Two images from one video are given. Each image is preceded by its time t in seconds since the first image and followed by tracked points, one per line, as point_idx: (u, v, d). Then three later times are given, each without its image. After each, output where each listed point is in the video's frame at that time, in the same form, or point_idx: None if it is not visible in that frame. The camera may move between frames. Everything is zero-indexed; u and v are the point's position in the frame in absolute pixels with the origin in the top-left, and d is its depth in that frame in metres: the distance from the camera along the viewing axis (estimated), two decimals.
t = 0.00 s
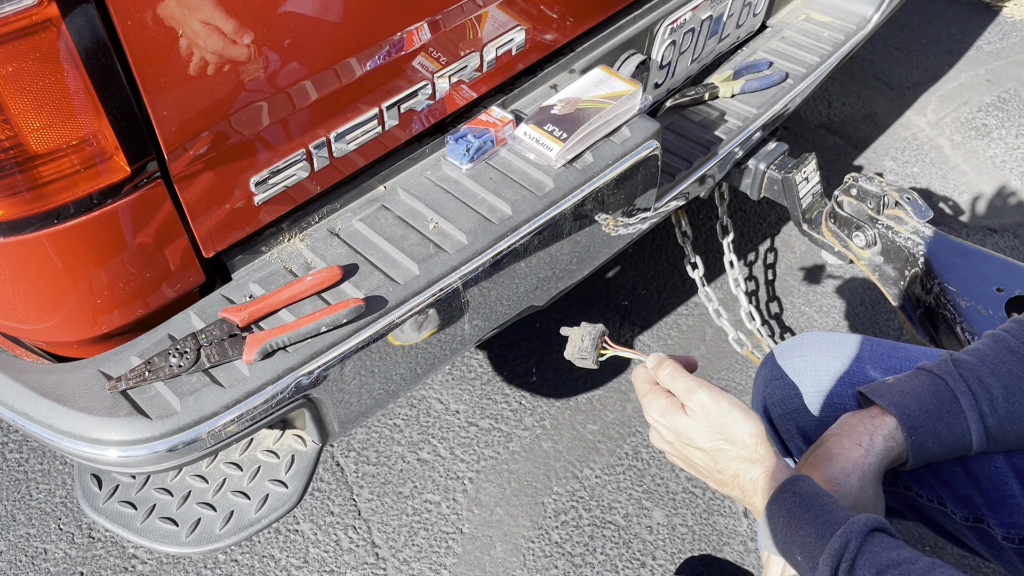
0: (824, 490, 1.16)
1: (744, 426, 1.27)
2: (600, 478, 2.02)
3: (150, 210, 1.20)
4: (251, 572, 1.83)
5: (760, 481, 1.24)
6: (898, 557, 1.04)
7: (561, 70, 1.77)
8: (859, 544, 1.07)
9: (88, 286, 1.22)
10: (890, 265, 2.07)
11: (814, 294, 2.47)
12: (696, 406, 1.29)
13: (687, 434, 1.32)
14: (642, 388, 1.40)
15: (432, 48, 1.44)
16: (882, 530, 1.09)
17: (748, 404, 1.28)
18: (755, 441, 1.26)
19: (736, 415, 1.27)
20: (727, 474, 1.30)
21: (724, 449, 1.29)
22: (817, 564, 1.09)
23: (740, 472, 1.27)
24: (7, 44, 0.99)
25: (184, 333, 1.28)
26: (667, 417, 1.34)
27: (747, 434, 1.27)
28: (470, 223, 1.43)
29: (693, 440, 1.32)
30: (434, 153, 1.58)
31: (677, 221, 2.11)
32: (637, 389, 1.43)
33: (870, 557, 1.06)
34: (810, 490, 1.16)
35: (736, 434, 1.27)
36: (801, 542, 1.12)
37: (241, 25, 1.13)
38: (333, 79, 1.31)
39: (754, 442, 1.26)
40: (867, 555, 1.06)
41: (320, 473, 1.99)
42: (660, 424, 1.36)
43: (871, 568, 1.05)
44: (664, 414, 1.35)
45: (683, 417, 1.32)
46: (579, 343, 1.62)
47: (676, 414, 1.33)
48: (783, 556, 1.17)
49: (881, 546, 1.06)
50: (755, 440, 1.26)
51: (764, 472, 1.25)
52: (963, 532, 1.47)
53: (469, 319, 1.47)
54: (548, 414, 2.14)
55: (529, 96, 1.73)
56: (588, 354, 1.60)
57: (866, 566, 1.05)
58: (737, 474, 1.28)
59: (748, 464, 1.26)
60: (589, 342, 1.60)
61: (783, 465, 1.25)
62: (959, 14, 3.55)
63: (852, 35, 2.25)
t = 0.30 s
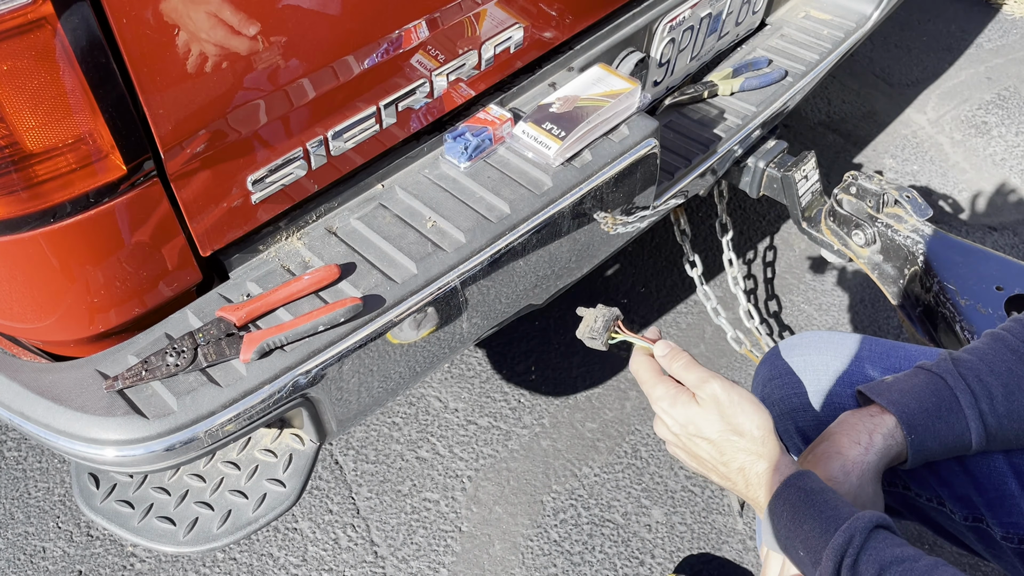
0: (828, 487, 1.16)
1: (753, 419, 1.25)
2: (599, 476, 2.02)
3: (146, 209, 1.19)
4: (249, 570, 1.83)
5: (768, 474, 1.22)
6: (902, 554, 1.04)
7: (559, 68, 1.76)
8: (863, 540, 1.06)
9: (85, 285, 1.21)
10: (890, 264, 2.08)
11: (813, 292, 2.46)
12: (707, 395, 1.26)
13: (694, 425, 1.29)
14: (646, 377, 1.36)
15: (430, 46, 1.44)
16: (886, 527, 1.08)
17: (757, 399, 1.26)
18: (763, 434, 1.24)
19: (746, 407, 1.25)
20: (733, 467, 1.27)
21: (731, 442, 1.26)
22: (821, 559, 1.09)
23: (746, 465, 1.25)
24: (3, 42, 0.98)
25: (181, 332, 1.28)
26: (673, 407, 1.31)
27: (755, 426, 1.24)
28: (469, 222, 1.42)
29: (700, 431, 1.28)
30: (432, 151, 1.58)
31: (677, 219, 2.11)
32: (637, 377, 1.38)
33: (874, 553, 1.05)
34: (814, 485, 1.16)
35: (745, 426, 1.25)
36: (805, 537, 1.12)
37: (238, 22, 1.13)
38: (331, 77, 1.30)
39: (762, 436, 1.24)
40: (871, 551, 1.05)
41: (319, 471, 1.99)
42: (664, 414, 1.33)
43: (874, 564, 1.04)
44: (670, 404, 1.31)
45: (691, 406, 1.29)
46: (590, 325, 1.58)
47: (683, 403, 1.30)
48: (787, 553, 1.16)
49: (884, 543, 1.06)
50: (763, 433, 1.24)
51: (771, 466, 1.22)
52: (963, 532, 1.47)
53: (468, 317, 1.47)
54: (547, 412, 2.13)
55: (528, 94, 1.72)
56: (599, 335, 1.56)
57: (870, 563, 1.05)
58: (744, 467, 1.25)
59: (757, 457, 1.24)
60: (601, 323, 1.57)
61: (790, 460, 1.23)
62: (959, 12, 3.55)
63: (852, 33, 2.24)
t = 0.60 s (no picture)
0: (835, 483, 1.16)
1: (757, 410, 1.24)
2: (600, 475, 2.01)
3: (144, 208, 1.18)
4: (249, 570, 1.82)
5: (776, 465, 1.21)
6: (906, 549, 1.04)
7: (561, 66, 1.75)
8: (869, 532, 1.07)
9: (83, 284, 1.21)
10: (892, 263, 2.07)
11: (815, 290, 2.46)
12: (712, 387, 1.26)
13: (700, 417, 1.27)
14: (644, 375, 1.35)
15: (431, 44, 1.43)
16: (891, 523, 1.09)
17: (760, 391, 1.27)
18: (769, 425, 1.24)
19: (752, 399, 1.25)
20: (739, 459, 1.24)
21: (738, 433, 1.24)
22: (825, 549, 1.09)
23: (753, 457, 1.23)
24: None
25: (180, 332, 1.27)
26: (677, 400, 1.29)
27: (761, 417, 1.24)
28: (469, 221, 1.42)
29: (705, 424, 1.26)
30: (433, 150, 1.57)
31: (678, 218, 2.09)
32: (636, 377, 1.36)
33: (879, 545, 1.05)
34: (820, 479, 1.16)
35: (751, 418, 1.24)
36: (809, 527, 1.12)
37: (237, 21, 1.12)
38: (331, 75, 1.29)
39: (767, 427, 1.24)
40: (876, 543, 1.06)
41: (319, 470, 1.98)
42: (668, 408, 1.30)
43: (878, 556, 1.04)
44: (674, 398, 1.29)
45: (696, 399, 1.27)
46: (595, 322, 1.56)
47: (688, 396, 1.28)
48: (790, 544, 1.16)
49: (890, 537, 1.06)
50: (769, 425, 1.24)
51: (778, 457, 1.22)
52: (965, 534, 1.46)
53: (468, 317, 1.46)
54: (548, 411, 2.13)
55: (529, 92, 1.71)
56: (603, 335, 1.55)
57: (874, 555, 1.05)
58: (751, 459, 1.23)
59: (764, 449, 1.22)
60: (607, 323, 1.55)
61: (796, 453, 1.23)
62: (961, 9, 3.53)
63: (854, 31, 2.23)
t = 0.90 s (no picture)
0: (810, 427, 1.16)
1: (726, 339, 1.28)
2: (603, 476, 2.00)
3: (144, 209, 1.17)
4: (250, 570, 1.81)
5: (744, 396, 1.24)
6: (869, 500, 1.06)
7: (565, 65, 1.74)
8: (832, 484, 1.07)
9: (83, 285, 1.19)
10: (899, 264, 2.06)
11: (819, 290, 2.44)
12: (682, 315, 1.28)
13: (666, 343, 1.29)
14: (609, 301, 1.35)
15: (434, 43, 1.41)
16: (859, 470, 1.09)
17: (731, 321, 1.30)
18: (737, 355, 1.27)
19: (721, 329, 1.28)
20: (706, 387, 1.28)
21: (705, 361, 1.27)
22: (791, 500, 1.10)
23: (721, 388, 1.26)
24: None
25: (181, 334, 1.26)
26: (646, 326, 1.30)
27: (730, 346, 1.28)
28: (473, 222, 1.40)
29: (673, 351, 1.28)
30: (436, 150, 1.55)
31: (682, 217, 2.08)
32: (598, 298, 1.36)
33: (842, 498, 1.07)
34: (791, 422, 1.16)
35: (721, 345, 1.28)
36: (776, 477, 1.13)
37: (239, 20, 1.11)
38: (334, 74, 1.28)
39: (736, 356, 1.27)
40: (837, 496, 1.07)
41: (320, 470, 1.97)
42: (635, 334, 1.31)
43: (839, 508, 1.06)
44: (642, 323, 1.30)
45: (665, 325, 1.28)
46: (558, 241, 1.43)
47: (656, 321, 1.29)
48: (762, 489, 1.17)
49: (854, 486, 1.07)
50: (736, 354, 1.28)
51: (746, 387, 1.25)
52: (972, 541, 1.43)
53: (471, 317, 1.45)
54: (551, 411, 2.12)
55: (532, 92, 1.70)
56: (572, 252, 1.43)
57: (835, 507, 1.06)
58: (717, 390, 1.26)
59: (732, 379, 1.26)
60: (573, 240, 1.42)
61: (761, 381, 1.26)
62: (967, 7, 3.51)
63: (861, 29, 2.21)
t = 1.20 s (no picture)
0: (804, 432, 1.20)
1: (730, 343, 1.30)
2: (608, 478, 1.99)
3: (148, 212, 1.16)
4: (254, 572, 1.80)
5: (739, 396, 1.28)
6: (860, 497, 1.06)
7: (573, 65, 1.72)
8: (824, 482, 1.08)
9: (86, 289, 1.18)
10: (908, 266, 2.04)
11: (827, 291, 2.42)
12: (688, 315, 1.25)
13: (666, 340, 1.28)
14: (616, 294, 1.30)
15: (441, 43, 1.39)
16: (848, 469, 1.10)
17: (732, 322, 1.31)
18: (734, 359, 1.30)
19: (724, 328, 1.29)
20: (698, 388, 1.31)
21: (707, 362, 1.29)
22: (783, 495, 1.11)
23: (716, 387, 1.29)
24: (2, 43, 0.95)
25: (185, 339, 1.25)
26: (649, 323, 1.28)
27: (730, 350, 1.30)
28: (480, 225, 1.39)
29: (672, 347, 1.28)
30: (443, 151, 1.54)
31: (690, 218, 2.05)
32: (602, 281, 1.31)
33: (834, 495, 1.07)
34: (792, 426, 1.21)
35: (721, 346, 1.29)
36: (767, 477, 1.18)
37: (245, 21, 1.09)
38: (340, 76, 1.27)
39: (736, 360, 1.30)
40: (830, 493, 1.07)
41: (325, 471, 1.96)
42: (636, 325, 1.30)
43: (831, 505, 1.06)
44: (645, 320, 1.29)
45: (673, 323, 1.27)
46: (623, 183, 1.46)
47: (662, 318, 1.27)
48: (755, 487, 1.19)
49: (846, 484, 1.08)
50: (736, 360, 1.30)
51: (741, 391, 1.29)
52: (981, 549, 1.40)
53: (478, 320, 1.43)
54: (556, 413, 2.10)
55: (540, 92, 1.68)
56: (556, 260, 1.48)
57: (827, 504, 1.06)
58: (714, 389, 1.30)
59: (728, 378, 1.29)
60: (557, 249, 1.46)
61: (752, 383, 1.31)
62: (975, 5, 3.48)
63: (871, 29, 2.18)
